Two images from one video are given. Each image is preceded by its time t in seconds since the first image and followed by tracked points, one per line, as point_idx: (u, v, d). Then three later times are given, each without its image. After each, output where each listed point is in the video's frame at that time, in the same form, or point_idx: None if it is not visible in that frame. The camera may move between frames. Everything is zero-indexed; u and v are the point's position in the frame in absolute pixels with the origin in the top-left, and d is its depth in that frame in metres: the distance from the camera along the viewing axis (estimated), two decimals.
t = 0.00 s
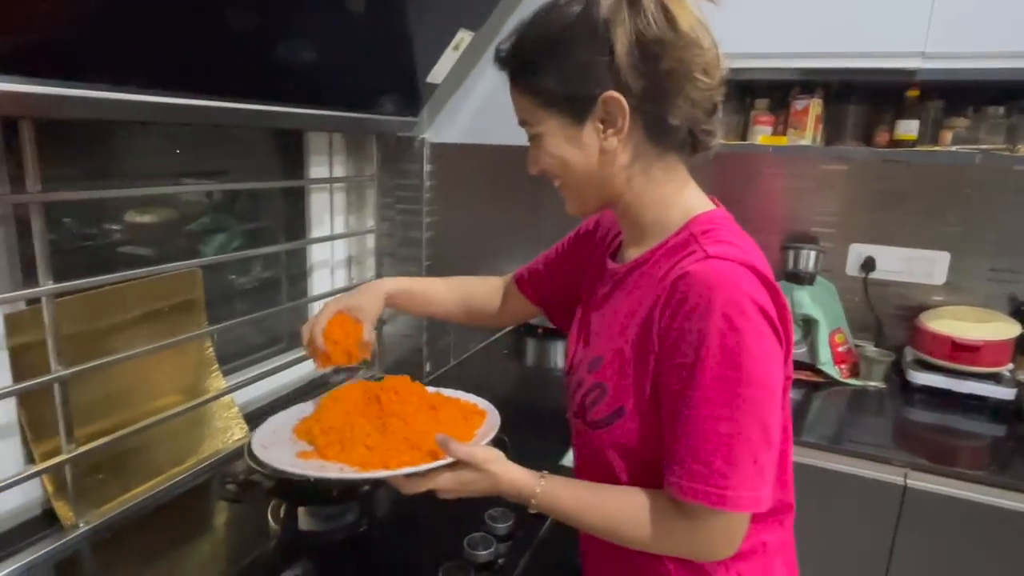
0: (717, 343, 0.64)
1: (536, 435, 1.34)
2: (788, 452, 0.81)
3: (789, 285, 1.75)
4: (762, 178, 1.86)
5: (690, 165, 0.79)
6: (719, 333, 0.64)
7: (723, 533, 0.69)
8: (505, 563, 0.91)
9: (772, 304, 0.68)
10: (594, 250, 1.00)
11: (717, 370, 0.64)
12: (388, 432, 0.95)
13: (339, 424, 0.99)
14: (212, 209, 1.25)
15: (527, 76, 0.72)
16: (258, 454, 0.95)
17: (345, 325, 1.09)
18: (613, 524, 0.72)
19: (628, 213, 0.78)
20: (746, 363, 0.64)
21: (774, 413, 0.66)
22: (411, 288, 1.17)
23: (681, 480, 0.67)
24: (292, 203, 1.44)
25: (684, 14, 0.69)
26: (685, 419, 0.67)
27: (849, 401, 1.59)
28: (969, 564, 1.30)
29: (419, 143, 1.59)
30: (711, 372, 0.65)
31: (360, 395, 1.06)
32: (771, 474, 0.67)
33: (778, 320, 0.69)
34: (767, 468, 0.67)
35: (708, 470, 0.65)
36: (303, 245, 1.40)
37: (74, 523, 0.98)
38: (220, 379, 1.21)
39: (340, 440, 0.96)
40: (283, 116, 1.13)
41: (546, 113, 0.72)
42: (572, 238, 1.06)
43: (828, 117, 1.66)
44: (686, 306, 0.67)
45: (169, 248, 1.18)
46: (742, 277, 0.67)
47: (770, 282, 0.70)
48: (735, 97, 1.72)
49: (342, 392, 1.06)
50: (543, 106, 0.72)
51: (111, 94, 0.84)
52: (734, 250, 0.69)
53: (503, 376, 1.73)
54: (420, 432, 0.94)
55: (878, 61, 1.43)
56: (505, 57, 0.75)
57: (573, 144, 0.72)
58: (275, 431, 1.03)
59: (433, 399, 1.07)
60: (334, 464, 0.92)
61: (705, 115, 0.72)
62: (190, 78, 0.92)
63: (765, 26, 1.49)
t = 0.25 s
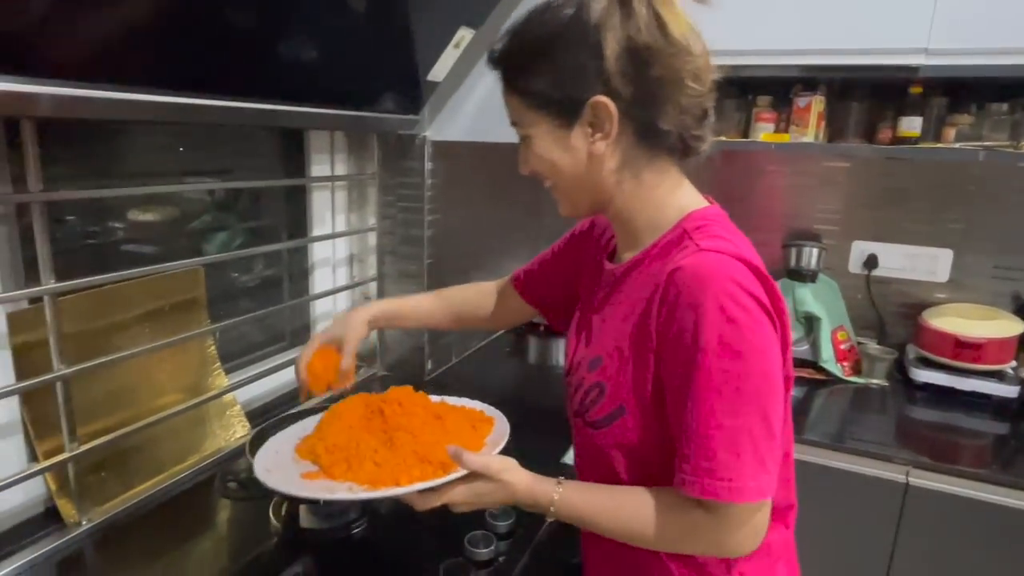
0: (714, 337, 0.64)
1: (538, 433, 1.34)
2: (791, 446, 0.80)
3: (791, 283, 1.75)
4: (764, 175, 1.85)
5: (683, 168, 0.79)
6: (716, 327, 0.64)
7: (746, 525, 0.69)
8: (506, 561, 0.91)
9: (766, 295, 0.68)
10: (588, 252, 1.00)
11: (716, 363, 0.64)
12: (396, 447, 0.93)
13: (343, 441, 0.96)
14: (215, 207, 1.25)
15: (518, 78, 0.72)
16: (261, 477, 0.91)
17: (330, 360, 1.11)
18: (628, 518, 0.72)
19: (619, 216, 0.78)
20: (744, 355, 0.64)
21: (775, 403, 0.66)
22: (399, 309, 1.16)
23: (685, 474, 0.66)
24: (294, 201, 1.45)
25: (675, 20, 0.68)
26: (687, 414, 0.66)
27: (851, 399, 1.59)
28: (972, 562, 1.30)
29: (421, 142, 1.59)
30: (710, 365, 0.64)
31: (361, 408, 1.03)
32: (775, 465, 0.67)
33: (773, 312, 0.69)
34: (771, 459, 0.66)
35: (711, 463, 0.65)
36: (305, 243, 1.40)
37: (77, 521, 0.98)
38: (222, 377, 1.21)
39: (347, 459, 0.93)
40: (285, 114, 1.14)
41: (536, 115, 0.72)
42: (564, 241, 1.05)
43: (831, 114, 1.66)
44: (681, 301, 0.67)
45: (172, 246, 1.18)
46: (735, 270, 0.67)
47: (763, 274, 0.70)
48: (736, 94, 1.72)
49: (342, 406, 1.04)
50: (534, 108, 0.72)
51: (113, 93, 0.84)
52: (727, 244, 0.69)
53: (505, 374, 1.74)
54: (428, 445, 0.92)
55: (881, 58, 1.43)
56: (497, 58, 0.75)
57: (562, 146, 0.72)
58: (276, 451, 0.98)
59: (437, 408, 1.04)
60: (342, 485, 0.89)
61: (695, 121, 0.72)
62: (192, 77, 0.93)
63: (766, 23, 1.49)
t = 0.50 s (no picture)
0: (710, 332, 0.64)
1: (534, 431, 1.35)
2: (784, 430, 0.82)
3: (787, 280, 1.75)
4: (760, 172, 1.85)
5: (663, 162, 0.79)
6: (711, 322, 0.64)
7: (755, 517, 0.70)
8: (500, 558, 0.92)
9: (755, 286, 0.69)
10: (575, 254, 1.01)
11: (717, 357, 0.64)
12: (401, 453, 0.91)
13: (343, 450, 0.94)
14: (210, 206, 1.25)
15: (490, 84, 0.72)
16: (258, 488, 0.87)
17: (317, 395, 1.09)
18: (643, 514, 0.72)
19: (604, 215, 0.78)
20: (744, 347, 0.64)
21: (776, 390, 0.66)
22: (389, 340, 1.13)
23: (696, 469, 0.67)
24: (288, 200, 1.44)
25: (641, 15, 0.68)
26: (689, 410, 0.67)
27: (848, 395, 1.59)
28: (969, 557, 1.30)
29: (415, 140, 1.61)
30: (711, 360, 0.64)
31: (360, 419, 1.01)
32: (780, 450, 0.68)
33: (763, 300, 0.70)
34: (776, 445, 0.67)
35: (720, 456, 0.65)
36: (300, 242, 1.40)
37: (71, 521, 0.98)
38: (218, 376, 1.21)
39: (348, 467, 0.90)
40: (279, 113, 1.13)
41: (510, 121, 0.73)
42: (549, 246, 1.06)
43: (826, 110, 1.66)
44: (674, 298, 0.67)
45: (168, 245, 1.18)
46: (725, 264, 0.67)
47: (750, 265, 0.71)
48: (732, 91, 1.72)
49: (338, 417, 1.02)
50: (508, 116, 0.72)
51: (107, 93, 0.84)
52: (712, 238, 0.70)
53: (502, 372, 1.74)
54: (434, 450, 0.91)
55: (876, 54, 1.43)
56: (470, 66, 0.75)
57: (541, 149, 0.72)
58: (271, 463, 0.95)
59: (437, 416, 1.03)
60: (345, 493, 0.86)
61: (670, 113, 0.71)
62: (186, 77, 0.92)
63: (762, 19, 1.49)
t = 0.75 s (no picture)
0: (709, 335, 0.65)
1: (532, 430, 1.35)
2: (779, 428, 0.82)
3: (784, 278, 1.75)
4: (757, 171, 1.85)
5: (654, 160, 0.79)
6: (709, 325, 0.65)
7: (756, 514, 0.70)
8: (498, 557, 0.92)
9: (750, 287, 0.69)
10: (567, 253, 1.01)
11: (715, 360, 0.64)
12: (401, 455, 0.91)
13: (341, 453, 0.94)
14: (207, 207, 1.25)
15: (478, 88, 0.72)
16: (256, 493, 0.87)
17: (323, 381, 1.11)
18: (647, 514, 0.73)
19: (597, 216, 0.78)
20: (742, 349, 0.64)
21: (774, 391, 0.67)
22: (386, 331, 1.15)
23: (696, 471, 0.67)
24: (285, 201, 1.44)
25: (628, 15, 0.68)
26: (688, 413, 0.67)
27: (845, 393, 1.59)
28: (966, 553, 1.30)
29: (411, 140, 1.59)
30: (709, 362, 0.65)
31: (357, 421, 1.01)
32: (778, 450, 0.68)
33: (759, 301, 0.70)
34: (775, 445, 0.68)
35: (720, 457, 0.66)
36: (297, 242, 1.40)
37: (69, 522, 0.98)
38: (215, 376, 1.21)
39: (348, 470, 0.90)
40: (275, 114, 1.14)
41: (500, 125, 0.73)
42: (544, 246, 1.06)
43: (823, 108, 1.66)
44: (671, 301, 0.67)
45: (166, 246, 1.18)
46: (720, 266, 0.67)
47: (745, 266, 0.71)
48: (729, 89, 1.72)
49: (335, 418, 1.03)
50: (498, 120, 0.73)
51: (104, 94, 0.84)
52: (708, 240, 0.70)
53: (500, 371, 1.74)
54: (435, 452, 0.91)
55: (873, 52, 1.43)
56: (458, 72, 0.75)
57: (532, 153, 0.73)
58: (266, 467, 0.95)
59: (436, 416, 1.04)
60: (346, 497, 0.86)
61: (661, 111, 0.72)
62: (183, 78, 0.92)
63: (758, 17, 1.49)
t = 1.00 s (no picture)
0: (710, 335, 0.65)
1: (529, 430, 1.35)
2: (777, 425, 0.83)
3: (781, 276, 1.76)
4: (754, 169, 1.85)
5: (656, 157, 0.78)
6: (711, 325, 0.65)
7: (752, 513, 0.70)
8: (495, 555, 0.92)
9: (751, 288, 0.69)
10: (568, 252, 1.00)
11: (716, 361, 0.65)
12: (401, 451, 0.92)
13: (342, 447, 0.95)
14: (205, 207, 1.25)
15: (480, 86, 0.72)
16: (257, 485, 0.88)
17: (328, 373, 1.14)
18: (648, 512, 0.72)
19: (600, 214, 0.78)
20: (743, 350, 0.65)
21: (774, 391, 0.67)
22: (390, 334, 1.15)
23: (697, 472, 0.67)
24: (283, 201, 1.44)
25: (629, 12, 0.68)
26: (688, 413, 0.67)
27: (842, 390, 1.59)
28: (963, 550, 1.31)
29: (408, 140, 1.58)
30: (710, 363, 0.65)
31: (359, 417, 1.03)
32: (778, 450, 0.69)
33: (760, 302, 0.70)
34: (775, 445, 0.68)
35: (721, 458, 0.66)
36: (294, 243, 1.40)
37: (68, 523, 0.98)
38: (212, 377, 1.22)
39: (349, 464, 0.91)
40: (270, 115, 1.14)
41: (503, 123, 0.72)
42: (548, 246, 1.05)
43: (820, 107, 1.66)
44: (672, 301, 0.67)
45: (164, 247, 1.18)
46: (722, 267, 0.67)
47: (747, 266, 0.71)
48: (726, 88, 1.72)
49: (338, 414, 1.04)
50: (499, 117, 0.72)
51: (101, 96, 0.84)
52: (710, 240, 0.70)
53: (498, 371, 1.74)
54: (435, 448, 0.93)
55: (868, 51, 1.43)
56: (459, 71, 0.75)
57: (535, 151, 0.72)
58: (268, 460, 0.96)
59: (438, 413, 1.05)
60: (346, 492, 0.87)
61: (663, 108, 0.71)
62: (180, 79, 0.93)
63: (754, 16, 1.49)
